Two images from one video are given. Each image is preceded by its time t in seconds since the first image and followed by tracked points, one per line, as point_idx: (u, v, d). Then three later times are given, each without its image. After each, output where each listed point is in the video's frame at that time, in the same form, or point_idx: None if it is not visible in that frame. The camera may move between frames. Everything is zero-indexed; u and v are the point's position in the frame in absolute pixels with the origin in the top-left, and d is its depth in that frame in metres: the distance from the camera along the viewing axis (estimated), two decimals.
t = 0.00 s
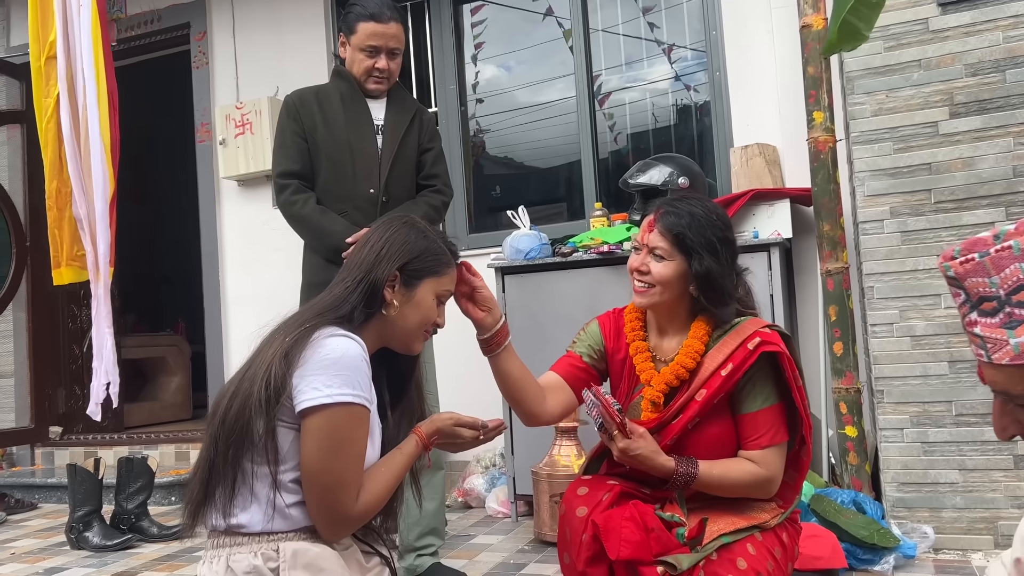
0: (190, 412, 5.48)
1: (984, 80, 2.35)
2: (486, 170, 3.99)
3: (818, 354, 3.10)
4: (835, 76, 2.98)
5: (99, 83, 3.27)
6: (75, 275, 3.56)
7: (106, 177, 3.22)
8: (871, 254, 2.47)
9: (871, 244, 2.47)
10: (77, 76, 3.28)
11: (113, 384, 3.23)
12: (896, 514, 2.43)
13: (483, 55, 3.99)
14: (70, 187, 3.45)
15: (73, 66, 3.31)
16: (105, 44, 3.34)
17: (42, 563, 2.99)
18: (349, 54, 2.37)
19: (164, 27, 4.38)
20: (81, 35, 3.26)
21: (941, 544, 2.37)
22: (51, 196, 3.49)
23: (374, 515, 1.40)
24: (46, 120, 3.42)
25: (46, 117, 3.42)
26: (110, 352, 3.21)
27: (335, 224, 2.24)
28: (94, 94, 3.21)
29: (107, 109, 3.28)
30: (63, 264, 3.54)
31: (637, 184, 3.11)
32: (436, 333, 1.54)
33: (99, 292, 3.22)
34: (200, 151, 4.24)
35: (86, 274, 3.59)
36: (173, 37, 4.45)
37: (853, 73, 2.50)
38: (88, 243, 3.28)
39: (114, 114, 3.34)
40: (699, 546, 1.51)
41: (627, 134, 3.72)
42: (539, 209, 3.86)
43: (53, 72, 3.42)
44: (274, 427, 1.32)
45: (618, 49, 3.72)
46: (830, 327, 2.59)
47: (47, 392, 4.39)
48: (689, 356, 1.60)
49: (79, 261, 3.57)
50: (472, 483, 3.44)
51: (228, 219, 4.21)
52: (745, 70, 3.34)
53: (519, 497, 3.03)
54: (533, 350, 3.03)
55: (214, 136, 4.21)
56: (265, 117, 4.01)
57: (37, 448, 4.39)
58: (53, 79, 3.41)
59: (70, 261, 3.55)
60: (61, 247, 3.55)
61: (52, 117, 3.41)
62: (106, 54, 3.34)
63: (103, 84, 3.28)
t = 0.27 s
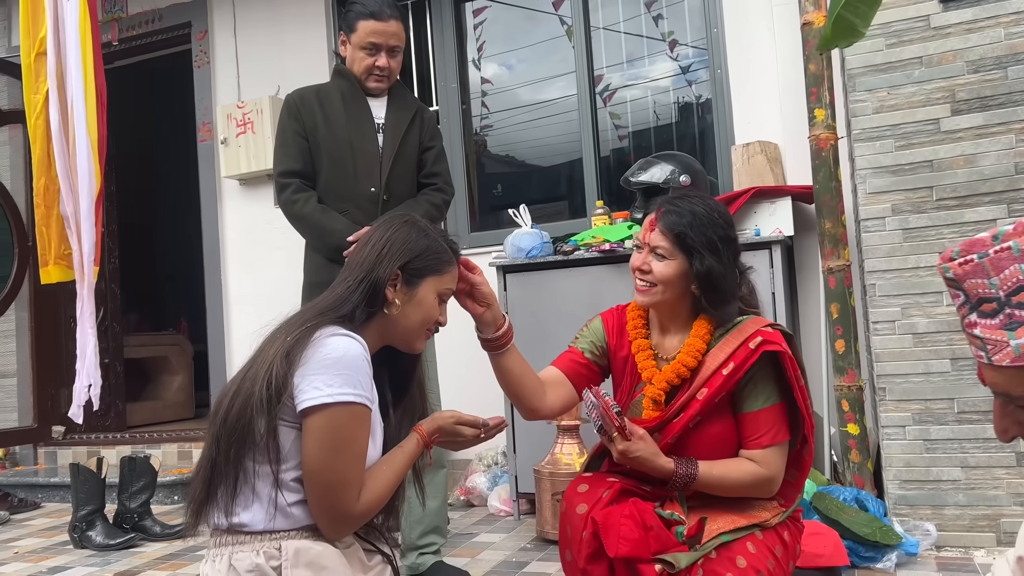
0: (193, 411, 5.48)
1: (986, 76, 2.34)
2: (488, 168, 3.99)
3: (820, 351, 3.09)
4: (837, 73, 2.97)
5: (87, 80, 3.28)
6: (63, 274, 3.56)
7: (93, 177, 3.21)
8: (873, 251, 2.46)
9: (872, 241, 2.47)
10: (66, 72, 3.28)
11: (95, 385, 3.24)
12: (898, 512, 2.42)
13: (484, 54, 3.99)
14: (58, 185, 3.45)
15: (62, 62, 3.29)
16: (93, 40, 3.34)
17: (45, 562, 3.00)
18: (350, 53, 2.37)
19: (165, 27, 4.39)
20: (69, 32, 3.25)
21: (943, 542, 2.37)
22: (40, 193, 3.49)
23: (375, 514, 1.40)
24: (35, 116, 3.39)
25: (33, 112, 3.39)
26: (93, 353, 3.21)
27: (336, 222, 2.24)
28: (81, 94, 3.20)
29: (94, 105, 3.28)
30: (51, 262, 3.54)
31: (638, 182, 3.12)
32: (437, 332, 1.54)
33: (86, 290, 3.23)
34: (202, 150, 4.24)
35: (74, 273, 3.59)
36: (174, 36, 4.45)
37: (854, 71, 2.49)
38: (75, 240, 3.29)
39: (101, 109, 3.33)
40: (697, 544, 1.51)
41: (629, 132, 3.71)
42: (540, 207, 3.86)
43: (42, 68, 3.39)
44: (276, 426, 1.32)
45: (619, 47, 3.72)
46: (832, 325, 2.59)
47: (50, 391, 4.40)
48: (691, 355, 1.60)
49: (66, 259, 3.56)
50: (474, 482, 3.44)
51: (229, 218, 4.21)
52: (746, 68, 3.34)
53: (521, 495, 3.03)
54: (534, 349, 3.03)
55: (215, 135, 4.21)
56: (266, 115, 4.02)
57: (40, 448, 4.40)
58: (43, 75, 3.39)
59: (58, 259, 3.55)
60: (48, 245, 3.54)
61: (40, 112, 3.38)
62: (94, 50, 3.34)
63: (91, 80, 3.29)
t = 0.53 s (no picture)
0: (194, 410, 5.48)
1: (986, 74, 2.34)
2: (488, 167, 3.99)
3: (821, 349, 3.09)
4: (837, 71, 2.97)
5: (76, 79, 3.26)
6: (49, 273, 3.55)
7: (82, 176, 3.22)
8: (874, 249, 2.46)
9: (873, 239, 2.47)
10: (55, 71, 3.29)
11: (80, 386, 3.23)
12: (899, 510, 2.43)
13: (484, 52, 3.98)
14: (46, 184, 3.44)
15: (52, 60, 3.31)
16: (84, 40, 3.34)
17: (46, 562, 3.00)
18: (349, 51, 2.37)
19: (165, 26, 4.39)
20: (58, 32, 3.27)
21: (944, 540, 2.37)
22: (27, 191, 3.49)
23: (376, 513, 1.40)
24: (25, 114, 3.39)
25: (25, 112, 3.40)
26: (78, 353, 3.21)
27: (335, 221, 2.24)
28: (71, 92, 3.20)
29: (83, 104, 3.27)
30: (37, 261, 3.53)
31: (638, 181, 3.11)
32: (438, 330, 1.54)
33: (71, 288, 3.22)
34: (202, 149, 4.24)
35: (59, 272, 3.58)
36: (174, 35, 4.45)
37: (855, 68, 2.49)
38: (62, 239, 3.28)
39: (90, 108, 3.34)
40: (695, 542, 1.51)
41: (629, 130, 3.71)
42: (541, 206, 3.86)
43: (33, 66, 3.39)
44: (276, 425, 1.32)
45: (619, 45, 3.72)
46: (833, 322, 2.59)
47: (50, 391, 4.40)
48: (691, 354, 1.60)
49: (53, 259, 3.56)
50: (475, 480, 3.44)
51: (230, 217, 4.21)
52: (747, 66, 3.33)
53: (521, 493, 3.03)
54: (535, 347, 3.03)
55: (215, 134, 4.21)
56: (266, 114, 4.01)
57: (41, 447, 4.40)
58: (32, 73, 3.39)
59: (44, 258, 3.54)
60: (36, 244, 3.53)
61: (30, 112, 3.38)
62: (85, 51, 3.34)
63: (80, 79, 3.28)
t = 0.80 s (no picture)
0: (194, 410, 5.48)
1: (986, 73, 2.34)
2: (488, 166, 3.99)
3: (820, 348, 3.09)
4: (837, 69, 2.97)
5: (67, 76, 3.28)
6: (43, 273, 3.52)
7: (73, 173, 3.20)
8: (874, 248, 2.46)
9: (873, 238, 2.47)
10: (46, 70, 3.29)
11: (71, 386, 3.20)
12: (899, 509, 2.43)
13: (483, 51, 3.98)
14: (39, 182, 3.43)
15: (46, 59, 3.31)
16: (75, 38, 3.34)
17: (47, 561, 3.00)
18: (348, 50, 2.37)
19: (165, 25, 4.39)
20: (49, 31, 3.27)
21: (944, 538, 2.37)
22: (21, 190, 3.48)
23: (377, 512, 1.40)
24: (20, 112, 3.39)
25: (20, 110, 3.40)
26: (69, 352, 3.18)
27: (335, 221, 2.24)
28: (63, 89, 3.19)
29: (73, 102, 3.29)
30: (31, 261, 3.51)
31: (637, 180, 3.10)
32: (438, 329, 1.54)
33: (62, 287, 3.22)
34: (202, 149, 4.24)
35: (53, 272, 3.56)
36: (173, 35, 4.45)
37: (854, 67, 2.50)
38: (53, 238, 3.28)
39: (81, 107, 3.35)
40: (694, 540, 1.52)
41: (629, 129, 3.71)
42: (540, 205, 3.86)
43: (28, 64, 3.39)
44: (276, 425, 1.32)
45: (619, 44, 3.72)
46: (832, 322, 2.59)
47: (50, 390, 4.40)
48: (691, 352, 1.60)
49: (46, 258, 3.54)
50: (474, 480, 3.44)
51: (229, 217, 4.21)
52: (747, 65, 3.33)
53: (522, 492, 3.04)
54: (535, 347, 3.03)
55: (215, 134, 4.21)
56: (265, 114, 4.02)
57: (41, 447, 4.40)
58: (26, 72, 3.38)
59: (38, 257, 3.52)
60: (30, 243, 3.53)
61: (25, 110, 3.37)
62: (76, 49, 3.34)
63: (70, 78, 3.29)
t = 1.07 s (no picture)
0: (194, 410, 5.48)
1: (986, 73, 2.34)
2: (487, 166, 3.99)
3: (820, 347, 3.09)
4: (837, 69, 2.97)
5: (58, 78, 3.28)
6: (41, 272, 3.51)
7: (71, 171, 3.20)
8: (873, 248, 2.46)
9: (873, 238, 2.46)
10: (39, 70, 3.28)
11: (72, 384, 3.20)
12: (899, 509, 2.43)
13: (483, 51, 3.98)
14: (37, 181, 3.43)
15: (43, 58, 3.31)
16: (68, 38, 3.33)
17: (46, 561, 3.00)
18: (348, 49, 2.36)
19: (164, 25, 4.38)
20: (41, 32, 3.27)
21: (944, 538, 2.37)
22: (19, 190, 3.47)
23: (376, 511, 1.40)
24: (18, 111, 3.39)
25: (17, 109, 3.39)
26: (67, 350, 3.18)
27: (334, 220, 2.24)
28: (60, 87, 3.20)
29: (65, 104, 3.29)
30: (29, 260, 3.50)
31: (637, 180, 3.11)
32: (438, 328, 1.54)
33: (57, 287, 3.22)
34: (202, 148, 4.24)
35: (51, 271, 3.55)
36: (173, 35, 4.44)
37: (854, 67, 2.49)
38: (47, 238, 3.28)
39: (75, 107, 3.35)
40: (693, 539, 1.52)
41: (629, 129, 3.71)
42: (540, 204, 3.85)
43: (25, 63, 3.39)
44: (275, 424, 1.32)
45: (619, 44, 3.72)
46: (832, 321, 2.59)
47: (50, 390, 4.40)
48: (689, 351, 1.60)
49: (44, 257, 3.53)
50: (474, 479, 3.44)
51: (229, 216, 4.21)
52: (746, 65, 3.33)
53: (521, 492, 3.03)
54: (535, 347, 3.03)
55: (214, 133, 4.20)
56: (265, 113, 4.01)
57: (40, 446, 4.39)
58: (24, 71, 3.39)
59: (36, 257, 3.51)
60: (28, 243, 3.52)
61: (22, 109, 3.37)
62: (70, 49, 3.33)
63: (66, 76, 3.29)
